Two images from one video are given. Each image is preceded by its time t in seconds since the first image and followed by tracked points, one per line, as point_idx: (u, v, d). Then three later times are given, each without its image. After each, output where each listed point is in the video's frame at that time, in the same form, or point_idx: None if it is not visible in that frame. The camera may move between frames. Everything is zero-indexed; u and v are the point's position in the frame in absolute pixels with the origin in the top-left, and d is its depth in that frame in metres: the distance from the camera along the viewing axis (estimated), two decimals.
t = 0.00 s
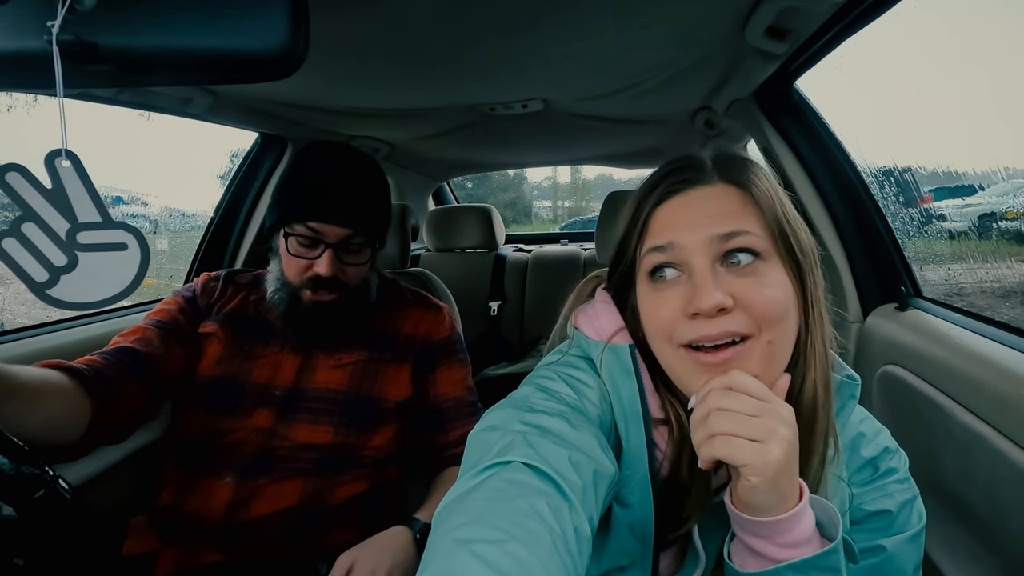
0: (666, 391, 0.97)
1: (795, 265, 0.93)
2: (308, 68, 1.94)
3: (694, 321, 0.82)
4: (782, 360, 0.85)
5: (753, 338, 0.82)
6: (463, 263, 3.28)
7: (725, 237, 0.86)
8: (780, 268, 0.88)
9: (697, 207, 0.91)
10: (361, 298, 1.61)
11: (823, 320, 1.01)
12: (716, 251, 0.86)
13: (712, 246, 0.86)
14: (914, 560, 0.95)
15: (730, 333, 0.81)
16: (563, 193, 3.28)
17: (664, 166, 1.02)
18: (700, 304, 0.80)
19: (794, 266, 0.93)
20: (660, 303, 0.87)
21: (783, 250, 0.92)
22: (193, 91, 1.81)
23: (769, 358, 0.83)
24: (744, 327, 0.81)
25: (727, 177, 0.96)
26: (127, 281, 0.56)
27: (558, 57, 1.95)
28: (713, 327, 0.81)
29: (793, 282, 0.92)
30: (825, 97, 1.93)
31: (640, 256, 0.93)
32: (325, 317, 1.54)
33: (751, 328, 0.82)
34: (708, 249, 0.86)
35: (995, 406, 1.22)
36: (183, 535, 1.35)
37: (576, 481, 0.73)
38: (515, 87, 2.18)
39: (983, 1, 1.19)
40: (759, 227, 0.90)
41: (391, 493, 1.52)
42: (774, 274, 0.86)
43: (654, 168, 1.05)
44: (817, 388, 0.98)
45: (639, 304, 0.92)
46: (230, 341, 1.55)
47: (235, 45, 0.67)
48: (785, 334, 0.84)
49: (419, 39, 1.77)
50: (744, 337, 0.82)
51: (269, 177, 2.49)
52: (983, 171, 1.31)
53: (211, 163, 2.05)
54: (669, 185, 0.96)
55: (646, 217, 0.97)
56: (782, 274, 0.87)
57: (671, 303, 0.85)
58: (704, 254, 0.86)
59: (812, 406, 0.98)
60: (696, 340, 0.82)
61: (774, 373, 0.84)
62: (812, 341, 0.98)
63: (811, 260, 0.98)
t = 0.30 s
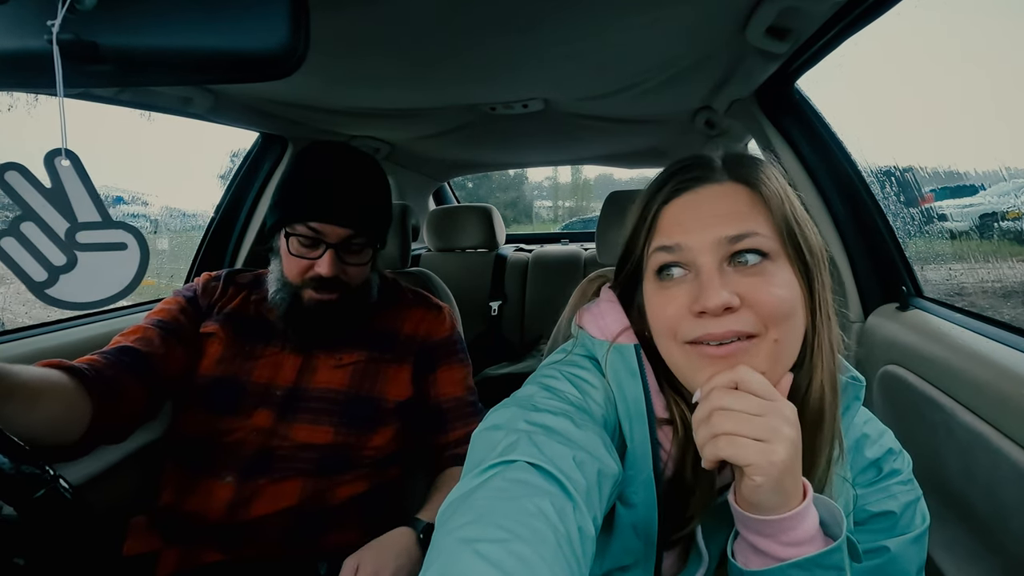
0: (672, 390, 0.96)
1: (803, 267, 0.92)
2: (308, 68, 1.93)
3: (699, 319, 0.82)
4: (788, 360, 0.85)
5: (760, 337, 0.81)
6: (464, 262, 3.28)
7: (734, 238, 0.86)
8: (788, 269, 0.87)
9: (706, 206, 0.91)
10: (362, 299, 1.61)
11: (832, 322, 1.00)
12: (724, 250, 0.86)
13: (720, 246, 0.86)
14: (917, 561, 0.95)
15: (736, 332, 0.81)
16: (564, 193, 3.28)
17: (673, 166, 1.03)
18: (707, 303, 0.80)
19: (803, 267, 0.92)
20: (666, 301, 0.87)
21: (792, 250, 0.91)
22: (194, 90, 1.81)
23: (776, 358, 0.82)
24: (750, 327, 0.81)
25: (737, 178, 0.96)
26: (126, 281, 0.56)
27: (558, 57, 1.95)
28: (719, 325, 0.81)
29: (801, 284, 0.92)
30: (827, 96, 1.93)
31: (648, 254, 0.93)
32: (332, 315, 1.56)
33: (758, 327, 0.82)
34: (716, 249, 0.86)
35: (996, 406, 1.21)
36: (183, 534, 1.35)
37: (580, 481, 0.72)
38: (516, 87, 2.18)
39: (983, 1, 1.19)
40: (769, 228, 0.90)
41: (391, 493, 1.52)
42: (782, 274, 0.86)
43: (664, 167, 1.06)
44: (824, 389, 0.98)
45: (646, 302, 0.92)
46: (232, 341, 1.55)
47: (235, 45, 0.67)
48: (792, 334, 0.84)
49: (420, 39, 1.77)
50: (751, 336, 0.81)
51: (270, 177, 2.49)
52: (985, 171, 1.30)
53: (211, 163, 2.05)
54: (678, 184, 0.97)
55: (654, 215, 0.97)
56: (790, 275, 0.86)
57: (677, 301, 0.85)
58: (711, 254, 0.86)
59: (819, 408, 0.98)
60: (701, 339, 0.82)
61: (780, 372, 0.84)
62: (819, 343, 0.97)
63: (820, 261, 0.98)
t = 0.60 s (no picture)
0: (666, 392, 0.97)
1: (798, 268, 0.92)
2: (309, 68, 1.94)
3: (685, 312, 0.83)
4: (779, 357, 0.85)
5: (747, 334, 0.82)
6: (464, 262, 3.28)
7: (727, 236, 0.87)
8: (782, 270, 0.87)
9: (704, 202, 0.92)
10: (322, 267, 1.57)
11: (829, 324, 1.00)
12: (716, 248, 0.87)
13: (712, 243, 0.87)
14: (916, 560, 0.96)
15: (724, 327, 0.82)
16: (564, 193, 3.28)
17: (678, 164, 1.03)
18: (693, 297, 0.82)
19: (797, 270, 0.92)
20: (655, 293, 0.88)
21: (788, 255, 0.91)
22: (195, 91, 1.82)
23: (766, 355, 0.83)
24: (738, 322, 0.82)
25: (738, 177, 0.96)
26: (128, 281, 0.57)
27: (559, 57, 1.95)
28: (706, 320, 0.82)
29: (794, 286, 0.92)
30: (826, 96, 1.93)
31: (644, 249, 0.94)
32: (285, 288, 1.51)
33: (746, 322, 0.82)
34: (709, 246, 0.87)
35: (996, 405, 1.21)
36: (185, 533, 1.35)
37: (578, 484, 0.73)
38: (516, 87, 2.18)
39: (983, 1, 1.19)
40: (765, 230, 0.90)
41: (391, 494, 1.52)
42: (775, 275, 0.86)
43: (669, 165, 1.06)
44: (818, 394, 0.98)
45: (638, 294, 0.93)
46: (233, 341, 1.55)
47: (236, 47, 0.67)
48: (783, 332, 0.84)
49: (420, 39, 1.77)
50: (738, 332, 0.82)
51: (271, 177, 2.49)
52: (985, 171, 1.30)
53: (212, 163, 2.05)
54: (679, 180, 0.98)
55: (654, 209, 0.98)
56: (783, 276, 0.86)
57: (666, 293, 0.87)
58: (704, 251, 0.87)
59: (812, 413, 0.98)
60: (688, 332, 0.84)
61: (769, 369, 0.84)
62: (814, 346, 0.97)
63: (819, 267, 0.97)
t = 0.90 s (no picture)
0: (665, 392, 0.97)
1: (800, 269, 0.93)
2: (309, 67, 1.93)
3: (690, 317, 0.83)
4: (783, 359, 0.86)
5: (752, 336, 0.83)
6: (465, 262, 3.28)
7: (730, 240, 0.86)
8: (785, 272, 0.87)
9: (705, 204, 0.91)
10: (316, 253, 1.58)
11: (829, 323, 1.00)
12: (719, 251, 0.86)
13: (715, 246, 0.86)
14: (917, 559, 0.96)
15: (729, 329, 0.82)
16: (565, 192, 3.29)
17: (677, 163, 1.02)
18: (697, 302, 0.81)
19: (799, 270, 0.93)
20: (657, 297, 0.88)
21: (790, 255, 0.91)
22: (195, 90, 1.82)
23: (770, 356, 0.84)
24: (743, 325, 0.83)
25: (738, 178, 0.95)
26: (128, 281, 0.56)
27: (559, 56, 1.95)
28: (710, 324, 0.82)
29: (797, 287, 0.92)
30: (827, 95, 1.93)
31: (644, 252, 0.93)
32: (277, 280, 1.51)
33: (751, 325, 0.83)
34: (711, 250, 0.86)
35: (998, 404, 1.21)
36: (185, 533, 1.35)
37: (578, 483, 0.73)
38: (517, 86, 2.18)
39: None
40: (766, 231, 0.90)
41: (392, 494, 1.52)
42: (778, 276, 0.86)
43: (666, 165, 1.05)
44: (822, 394, 0.98)
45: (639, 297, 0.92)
46: (233, 340, 1.55)
47: (236, 45, 0.67)
48: (786, 334, 0.85)
49: (421, 38, 1.77)
50: (743, 334, 0.83)
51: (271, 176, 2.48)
52: (987, 170, 1.30)
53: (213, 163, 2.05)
54: (678, 181, 0.97)
55: (654, 211, 0.97)
56: (786, 277, 0.87)
57: (669, 297, 0.86)
58: (706, 254, 0.86)
59: (817, 412, 0.98)
60: (691, 335, 0.84)
61: (774, 369, 0.85)
62: (817, 347, 0.98)
63: (820, 265, 0.98)
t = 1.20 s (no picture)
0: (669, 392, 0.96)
1: (811, 270, 0.93)
2: (309, 67, 1.93)
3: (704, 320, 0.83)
4: (793, 361, 0.86)
5: (765, 339, 0.83)
6: (465, 262, 3.28)
7: (745, 242, 0.86)
8: (797, 274, 0.88)
9: (718, 206, 0.91)
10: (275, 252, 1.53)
11: (836, 324, 1.01)
12: (734, 254, 0.86)
13: (730, 248, 0.86)
14: (917, 559, 0.95)
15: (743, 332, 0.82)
16: (565, 192, 3.30)
17: (685, 164, 1.02)
18: (713, 306, 0.81)
19: (810, 271, 0.93)
20: (670, 299, 0.87)
21: (802, 257, 0.92)
22: (196, 89, 1.82)
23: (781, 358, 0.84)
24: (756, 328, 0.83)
25: (748, 179, 0.95)
26: (129, 280, 0.56)
27: (560, 56, 1.95)
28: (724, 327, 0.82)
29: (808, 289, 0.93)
30: (828, 94, 1.92)
31: (655, 255, 0.92)
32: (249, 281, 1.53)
33: (764, 328, 0.83)
34: (726, 252, 0.86)
35: (999, 404, 1.21)
36: (186, 533, 1.36)
37: (581, 483, 0.73)
38: (518, 86, 2.18)
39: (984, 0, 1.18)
40: (778, 233, 0.90)
41: (392, 494, 1.52)
42: (790, 279, 0.86)
43: (673, 165, 1.05)
44: (830, 399, 0.98)
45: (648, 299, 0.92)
46: (234, 338, 1.55)
47: (236, 44, 0.67)
48: (798, 337, 0.85)
49: (421, 38, 1.77)
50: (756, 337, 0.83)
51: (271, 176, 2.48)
52: (988, 169, 1.30)
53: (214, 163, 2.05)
54: (689, 182, 0.96)
55: (665, 212, 0.97)
56: (798, 279, 0.87)
57: (682, 300, 0.86)
58: (720, 257, 0.86)
59: (826, 414, 0.98)
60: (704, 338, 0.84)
61: (784, 370, 0.86)
62: (826, 348, 0.98)
63: (827, 266, 0.98)
